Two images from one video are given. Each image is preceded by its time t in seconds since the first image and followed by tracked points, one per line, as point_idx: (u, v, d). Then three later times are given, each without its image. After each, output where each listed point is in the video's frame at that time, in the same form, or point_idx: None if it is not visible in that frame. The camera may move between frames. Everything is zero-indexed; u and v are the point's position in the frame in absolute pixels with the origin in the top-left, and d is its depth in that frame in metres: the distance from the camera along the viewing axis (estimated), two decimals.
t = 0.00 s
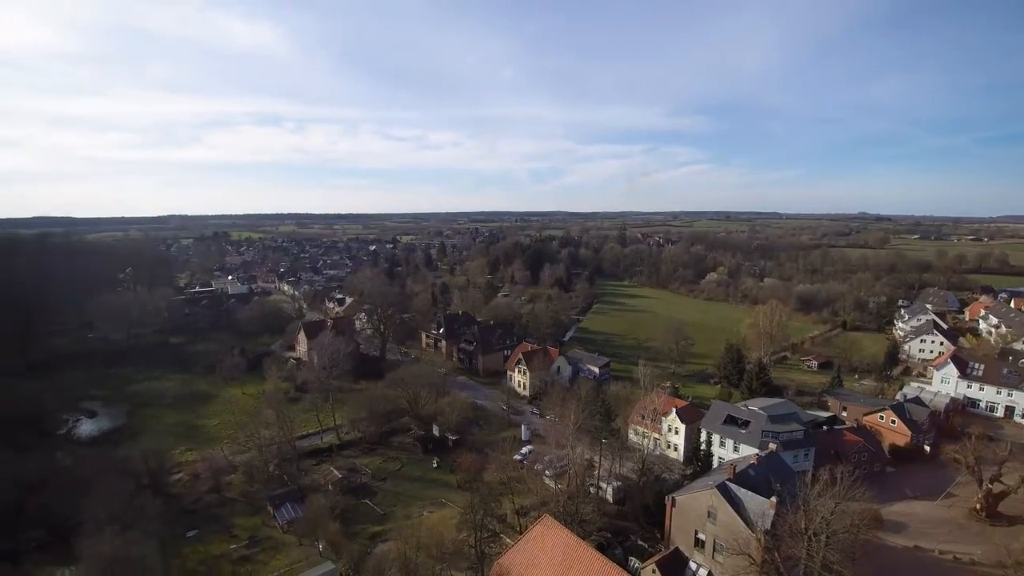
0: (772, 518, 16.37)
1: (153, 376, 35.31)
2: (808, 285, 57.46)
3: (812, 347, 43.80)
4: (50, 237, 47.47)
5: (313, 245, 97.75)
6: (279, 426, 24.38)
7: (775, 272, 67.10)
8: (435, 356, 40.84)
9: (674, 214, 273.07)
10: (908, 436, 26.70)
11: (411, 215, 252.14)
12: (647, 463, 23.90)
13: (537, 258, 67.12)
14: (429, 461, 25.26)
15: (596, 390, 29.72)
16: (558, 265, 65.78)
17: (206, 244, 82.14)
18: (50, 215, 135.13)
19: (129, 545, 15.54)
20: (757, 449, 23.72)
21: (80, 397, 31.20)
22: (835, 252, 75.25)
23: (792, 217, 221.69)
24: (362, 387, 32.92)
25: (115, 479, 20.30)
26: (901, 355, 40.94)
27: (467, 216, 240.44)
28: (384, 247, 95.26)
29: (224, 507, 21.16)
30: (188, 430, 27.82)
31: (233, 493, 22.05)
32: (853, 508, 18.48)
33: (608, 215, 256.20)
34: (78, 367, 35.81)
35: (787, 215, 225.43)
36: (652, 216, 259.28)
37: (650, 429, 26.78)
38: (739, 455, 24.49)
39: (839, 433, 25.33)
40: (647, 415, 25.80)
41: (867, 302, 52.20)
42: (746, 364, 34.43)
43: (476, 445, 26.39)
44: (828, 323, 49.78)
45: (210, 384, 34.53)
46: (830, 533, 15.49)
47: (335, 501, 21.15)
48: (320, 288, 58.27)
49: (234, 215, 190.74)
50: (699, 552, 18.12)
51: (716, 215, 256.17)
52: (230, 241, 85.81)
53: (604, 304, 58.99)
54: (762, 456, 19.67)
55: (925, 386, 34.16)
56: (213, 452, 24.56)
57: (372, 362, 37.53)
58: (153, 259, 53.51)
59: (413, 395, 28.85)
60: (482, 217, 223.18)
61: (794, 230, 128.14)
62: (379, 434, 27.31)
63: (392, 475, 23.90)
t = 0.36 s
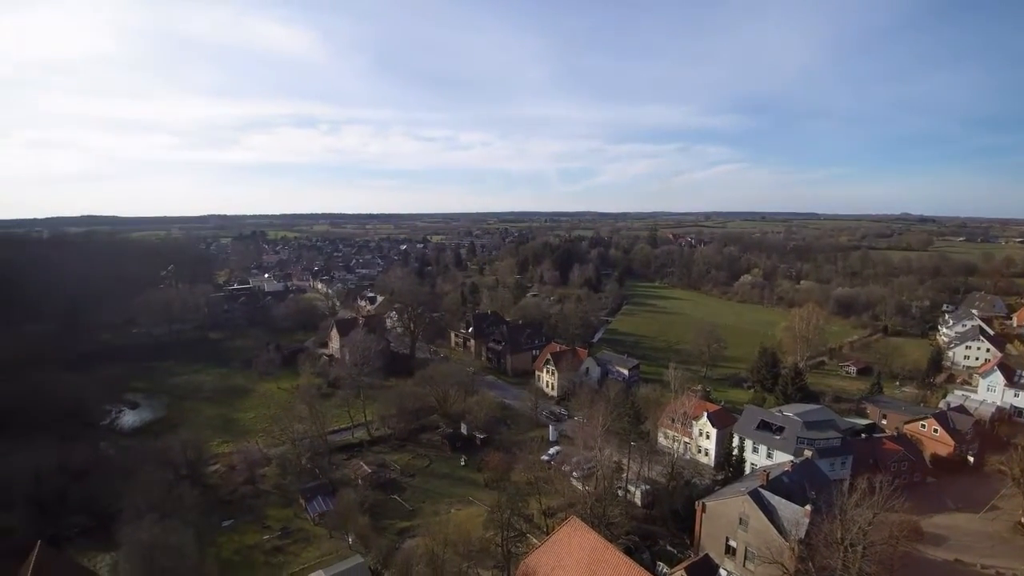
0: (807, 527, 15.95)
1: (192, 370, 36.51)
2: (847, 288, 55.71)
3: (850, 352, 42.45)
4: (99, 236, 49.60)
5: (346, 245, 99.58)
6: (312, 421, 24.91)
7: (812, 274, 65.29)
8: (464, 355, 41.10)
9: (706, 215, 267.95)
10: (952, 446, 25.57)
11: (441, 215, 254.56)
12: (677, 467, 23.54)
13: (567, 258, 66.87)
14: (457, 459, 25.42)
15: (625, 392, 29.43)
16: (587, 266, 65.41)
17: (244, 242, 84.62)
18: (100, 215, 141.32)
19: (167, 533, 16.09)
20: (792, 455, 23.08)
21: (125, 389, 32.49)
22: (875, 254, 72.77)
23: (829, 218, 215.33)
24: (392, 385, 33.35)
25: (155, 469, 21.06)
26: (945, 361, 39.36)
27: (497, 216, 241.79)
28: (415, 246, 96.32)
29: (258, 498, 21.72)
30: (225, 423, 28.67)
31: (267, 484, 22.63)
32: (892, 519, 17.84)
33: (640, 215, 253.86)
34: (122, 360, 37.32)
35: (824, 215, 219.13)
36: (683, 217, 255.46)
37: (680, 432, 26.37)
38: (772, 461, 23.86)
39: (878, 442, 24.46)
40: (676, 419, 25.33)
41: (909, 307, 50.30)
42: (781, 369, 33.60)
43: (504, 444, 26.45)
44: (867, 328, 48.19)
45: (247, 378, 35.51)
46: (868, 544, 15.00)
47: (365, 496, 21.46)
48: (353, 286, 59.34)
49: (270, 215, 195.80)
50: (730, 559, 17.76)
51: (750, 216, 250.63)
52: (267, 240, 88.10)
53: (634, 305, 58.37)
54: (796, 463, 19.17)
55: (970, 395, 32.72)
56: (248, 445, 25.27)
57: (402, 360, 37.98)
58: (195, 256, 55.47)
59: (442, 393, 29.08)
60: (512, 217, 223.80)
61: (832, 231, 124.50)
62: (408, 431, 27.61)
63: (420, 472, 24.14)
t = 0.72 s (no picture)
0: (843, 538, 15.47)
1: (230, 364, 37.64)
2: (888, 291, 53.75)
3: (892, 358, 40.94)
4: (143, 235, 51.60)
5: (378, 245, 101.12)
6: (344, 416, 25.39)
7: (852, 277, 63.23)
8: (493, 354, 41.26)
9: (741, 215, 263.14)
10: (999, 458, 24.33)
11: (471, 215, 256.73)
12: (708, 473, 23.11)
13: (597, 258, 66.41)
14: (485, 457, 25.53)
15: (655, 395, 29.05)
16: (618, 267, 64.84)
17: (280, 242, 86.87)
18: (144, 215, 146.86)
19: (205, 522, 16.60)
20: (828, 464, 22.38)
21: (167, 382, 33.73)
22: (920, 256, 69.99)
23: (870, 219, 208.39)
24: (422, 383, 33.71)
25: (193, 459, 21.80)
26: (993, 369, 37.58)
27: (527, 216, 241.77)
28: (446, 246, 97.26)
29: (292, 491, 22.24)
30: (261, 416, 29.46)
31: (300, 478, 23.16)
32: (935, 532, 17.13)
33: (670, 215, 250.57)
34: (164, 355, 38.73)
35: (865, 216, 212.12)
36: (718, 216, 251.32)
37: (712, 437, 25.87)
38: (808, 469, 23.19)
39: (920, 451, 23.51)
40: (710, 423, 23.53)
41: (955, 312, 48.22)
42: (817, 374, 32.65)
43: (532, 445, 26.43)
44: (910, 334, 46.42)
45: (282, 373, 36.41)
46: (909, 558, 14.42)
47: (394, 491, 21.72)
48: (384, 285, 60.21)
49: (306, 215, 200.98)
50: (762, 568, 17.34)
51: (787, 216, 244.56)
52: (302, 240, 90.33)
53: (665, 307, 57.63)
54: (833, 471, 18.60)
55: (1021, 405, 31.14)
56: (283, 438, 25.89)
57: (432, 358, 38.36)
58: (233, 255, 57.11)
59: (471, 392, 29.24)
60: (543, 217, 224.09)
61: (873, 233, 120.34)
62: (437, 429, 27.86)
63: (449, 469, 24.32)
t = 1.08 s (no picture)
0: (882, 550, 14.99)
1: (266, 360, 38.69)
2: (934, 296, 51.64)
3: (936, 365, 39.33)
4: (186, 234, 53.49)
5: (410, 245, 102.37)
6: (375, 413, 25.83)
7: (895, 280, 61.01)
8: (522, 354, 41.30)
9: (777, 215, 256.39)
10: None
11: (502, 215, 257.66)
12: (741, 479, 22.66)
13: (628, 259, 65.79)
14: (513, 457, 25.59)
15: (687, 399, 28.61)
16: (649, 267, 64.08)
17: (315, 241, 88.83)
18: (187, 215, 152.14)
19: (240, 512, 17.11)
20: (867, 473, 21.68)
21: (207, 376, 34.92)
22: (968, 259, 66.99)
23: (915, 220, 200.73)
24: (451, 381, 33.99)
25: (231, 451, 22.52)
26: None
27: (558, 217, 241.62)
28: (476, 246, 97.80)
29: (324, 485, 22.73)
30: (295, 411, 30.20)
31: (332, 472, 23.65)
32: (981, 548, 16.41)
33: (704, 215, 246.75)
34: (204, 349, 40.05)
35: (909, 217, 204.52)
36: (753, 217, 246.16)
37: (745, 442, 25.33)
38: (846, 478, 22.50)
39: (966, 463, 22.54)
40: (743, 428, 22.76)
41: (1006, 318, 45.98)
42: (856, 380, 31.61)
43: (560, 446, 26.36)
44: (956, 340, 44.50)
45: (315, 369, 37.24)
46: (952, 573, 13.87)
47: (423, 488, 21.98)
48: (415, 284, 60.91)
49: (340, 215, 204.95)
50: None
51: (825, 216, 237.40)
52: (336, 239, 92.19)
53: (697, 309, 56.71)
54: (872, 481, 18.01)
55: None
56: (316, 433, 26.48)
57: (461, 357, 38.65)
58: (270, 254, 58.69)
59: (500, 392, 29.33)
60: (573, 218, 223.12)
61: (918, 234, 115.72)
62: (466, 428, 28.06)
63: (477, 468, 24.47)
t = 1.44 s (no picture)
0: (920, 563, 14.48)
1: (297, 356, 39.55)
2: (977, 300, 49.66)
3: (979, 372, 37.81)
4: (222, 233, 55.07)
5: (438, 245, 103.28)
6: (402, 410, 26.20)
7: (935, 283, 58.87)
8: (548, 355, 41.24)
9: (812, 216, 250.51)
10: None
11: (530, 215, 258.44)
12: (771, 486, 22.16)
13: (656, 260, 65.05)
14: (538, 457, 25.57)
15: (716, 402, 28.12)
16: (678, 269, 63.23)
17: (345, 241, 90.37)
18: (223, 215, 156.44)
19: (271, 504, 17.53)
20: (904, 483, 20.99)
21: (240, 371, 35.88)
22: (1015, 262, 64.19)
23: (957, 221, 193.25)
24: (477, 381, 34.15)
25: (262, 445, 23.09)
26: None
27: (585, 217, 240.57)
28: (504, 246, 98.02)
29: (352, 480, 23.11)
30: (325, 407, 30.78)
31: (360, 467, 24.05)
32: None
33: (735, 216, 242.26)
34: (238, 346, 41.16)
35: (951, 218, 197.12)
36: (786, 218, 240.72)
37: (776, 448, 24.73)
38: (882, 488, 21.81)
39: (1010, 474, 21.59)
40: (775, 434, 22.18)
41: None
42: (894, 387, 30.59)
43: (586, 448, 26.23)
44: (1001, 346, 42.69)
45: (345, 366, 37.90)
46: None
47: (449, 486, 22.15)
48: (443, 284, 61.40)
49: (370, 215, 209.17)
50: None
51: (862, 217, 230.76)
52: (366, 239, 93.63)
53: (727, 311, 55.73)
54: (909, 491, 17.42)
55: None
56: (345, 429, 26.95)
57: (488, 356, 38.80)
58: (302, 252, 59.89)
59: (525, 392, 29.35)
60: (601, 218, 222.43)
61: (961, 236, 111.44)
62: (491, 427, 28.17)
63: (502, 468, 24.55)
